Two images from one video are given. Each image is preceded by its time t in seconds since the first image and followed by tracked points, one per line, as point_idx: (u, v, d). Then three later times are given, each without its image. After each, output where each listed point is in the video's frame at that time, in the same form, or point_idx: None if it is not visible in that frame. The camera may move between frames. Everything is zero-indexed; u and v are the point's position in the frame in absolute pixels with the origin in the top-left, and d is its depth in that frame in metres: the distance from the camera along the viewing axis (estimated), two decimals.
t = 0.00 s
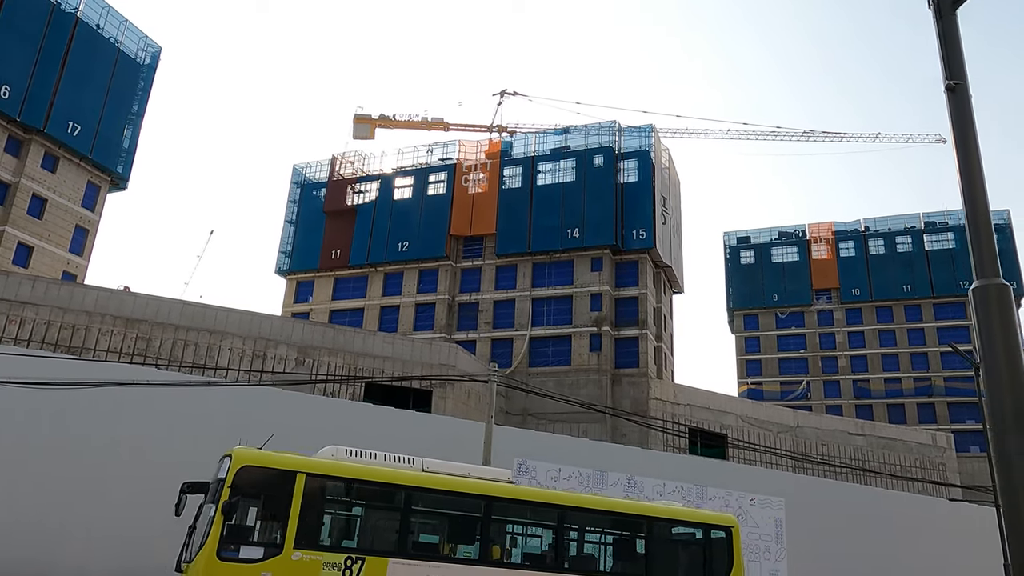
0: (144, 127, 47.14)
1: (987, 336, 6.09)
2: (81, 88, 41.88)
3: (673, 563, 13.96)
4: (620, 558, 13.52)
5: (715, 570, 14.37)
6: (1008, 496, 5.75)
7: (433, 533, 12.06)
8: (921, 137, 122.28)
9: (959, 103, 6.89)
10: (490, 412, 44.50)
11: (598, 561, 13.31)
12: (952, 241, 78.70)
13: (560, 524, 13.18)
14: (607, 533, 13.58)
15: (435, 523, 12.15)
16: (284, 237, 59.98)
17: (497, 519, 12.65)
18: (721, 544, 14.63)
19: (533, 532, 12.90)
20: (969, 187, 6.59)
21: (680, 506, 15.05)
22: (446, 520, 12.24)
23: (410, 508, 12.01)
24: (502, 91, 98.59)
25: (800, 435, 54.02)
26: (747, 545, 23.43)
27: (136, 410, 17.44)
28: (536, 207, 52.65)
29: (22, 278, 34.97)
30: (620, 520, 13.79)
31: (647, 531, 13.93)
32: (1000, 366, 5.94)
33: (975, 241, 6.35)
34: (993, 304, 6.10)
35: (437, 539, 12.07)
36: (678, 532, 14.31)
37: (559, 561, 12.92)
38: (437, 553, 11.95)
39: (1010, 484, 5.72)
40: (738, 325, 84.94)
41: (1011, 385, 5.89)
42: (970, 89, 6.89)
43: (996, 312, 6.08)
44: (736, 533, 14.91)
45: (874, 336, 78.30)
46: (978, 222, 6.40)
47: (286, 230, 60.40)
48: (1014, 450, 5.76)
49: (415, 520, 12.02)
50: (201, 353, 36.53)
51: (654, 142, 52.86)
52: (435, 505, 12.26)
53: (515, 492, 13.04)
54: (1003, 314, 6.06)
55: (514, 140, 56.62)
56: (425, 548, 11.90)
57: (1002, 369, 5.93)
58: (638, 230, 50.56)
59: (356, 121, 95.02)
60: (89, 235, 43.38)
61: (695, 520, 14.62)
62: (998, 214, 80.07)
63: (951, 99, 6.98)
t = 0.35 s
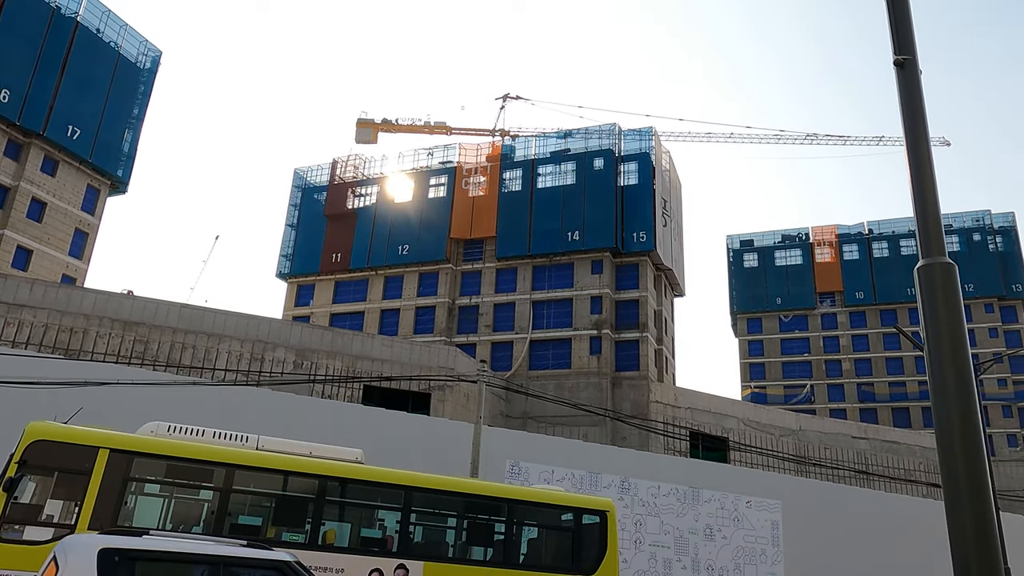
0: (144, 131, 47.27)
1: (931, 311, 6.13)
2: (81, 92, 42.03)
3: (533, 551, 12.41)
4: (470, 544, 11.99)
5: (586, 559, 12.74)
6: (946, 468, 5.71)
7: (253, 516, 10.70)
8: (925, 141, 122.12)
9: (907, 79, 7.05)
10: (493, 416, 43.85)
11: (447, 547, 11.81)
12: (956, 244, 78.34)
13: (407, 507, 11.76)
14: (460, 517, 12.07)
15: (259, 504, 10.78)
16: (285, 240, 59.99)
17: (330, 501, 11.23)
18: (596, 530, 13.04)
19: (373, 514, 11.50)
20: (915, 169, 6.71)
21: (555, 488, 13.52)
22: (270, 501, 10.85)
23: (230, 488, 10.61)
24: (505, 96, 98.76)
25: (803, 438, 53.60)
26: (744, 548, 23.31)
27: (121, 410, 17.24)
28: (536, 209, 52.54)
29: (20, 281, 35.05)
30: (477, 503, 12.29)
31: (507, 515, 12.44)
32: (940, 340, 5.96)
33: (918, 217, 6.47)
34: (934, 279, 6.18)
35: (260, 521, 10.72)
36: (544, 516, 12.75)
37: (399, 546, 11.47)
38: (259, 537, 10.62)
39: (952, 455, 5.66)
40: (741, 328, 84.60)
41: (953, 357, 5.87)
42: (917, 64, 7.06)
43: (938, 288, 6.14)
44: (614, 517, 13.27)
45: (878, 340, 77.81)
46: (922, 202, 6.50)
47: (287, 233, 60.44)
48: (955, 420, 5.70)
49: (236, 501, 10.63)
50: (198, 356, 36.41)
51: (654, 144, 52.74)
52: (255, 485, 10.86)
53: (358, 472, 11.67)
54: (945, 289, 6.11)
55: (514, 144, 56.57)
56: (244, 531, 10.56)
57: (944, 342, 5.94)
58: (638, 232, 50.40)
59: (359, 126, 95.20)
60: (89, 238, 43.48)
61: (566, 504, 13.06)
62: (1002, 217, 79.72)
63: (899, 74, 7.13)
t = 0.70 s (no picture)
0: (143, 137, 47.41)
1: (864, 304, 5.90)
2: (80, 99, 42.18)
3: (370, 540, 11.95)
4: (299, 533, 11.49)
5: (428, 548, 12.27)
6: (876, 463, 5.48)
7: (47, 502, 10.16)
8: (929, 145, 121.80)
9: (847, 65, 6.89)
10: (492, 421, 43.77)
11: (272, 536, 11.27)
12: (961, 248, 77.90)
13: (224, 493, 11.14)
14: (286, 504, 11.51)
15: (51, 489, 10.22)
16: (286, 246, 60.04)
17: (144, 488, 10.67)
18: (444, 516, 12.61)
19: (187, 500, 10.89)
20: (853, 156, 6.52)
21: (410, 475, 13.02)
22: (65, 486, 10.31)
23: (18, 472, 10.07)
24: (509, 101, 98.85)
25: (806, 443, 53.15)
26: (739, 554, 23.08)
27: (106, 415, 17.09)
28: (537, 214, 52.45)
29: (18, 287, 34.88)
30: (307, 489, 11.71)
31: (345, 503, 11.93)
32: (874, 331, 5.73)
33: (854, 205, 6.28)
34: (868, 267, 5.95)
35: (50, 507, 10.15)
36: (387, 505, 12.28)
37: (216, 535, 10.91)
38: (46, 523, 10.04)
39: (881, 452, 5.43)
40: (745, 333, 84.22)
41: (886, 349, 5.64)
42: (857, 48, 6.92)
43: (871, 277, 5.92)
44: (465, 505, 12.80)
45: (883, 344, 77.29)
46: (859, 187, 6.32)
47: (287, 239, 60.50)
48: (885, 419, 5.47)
49: (26, 486, 10.10)
50: (196, 361, 36.75)
51: (654, 149, 52.62)
52: (57, 469, 10.34)
53: (170, 455, 11.02)
54: (879, 280, 5.89)
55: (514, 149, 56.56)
56: (29, 518, 10.00)
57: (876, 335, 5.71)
58: (638, 236, 50.21)
59: (362, 131, 95.32)
60: (88, 244, 43.57)
61: (413, 492, 12.55)
62: (1008, 220, 79.26)
63: (838, 61, 7.00)
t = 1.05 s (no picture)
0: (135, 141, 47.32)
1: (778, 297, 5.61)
2: (71, 102, 42.09)
3: (181, 527, 10.97)
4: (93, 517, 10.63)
5: (241, 532, 11.19)
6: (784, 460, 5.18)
7: None
8: (925, 149, 122.01)
9: (772, 52, 6.67)
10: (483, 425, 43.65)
11: (66, 521, 10.40)
12: (956, 252, 77.88)
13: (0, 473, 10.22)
14: (80, 484, 10.59)
15: None
16: (279, 249, 59.96)
17: None
18: (263, 499, 11.51)
19: None
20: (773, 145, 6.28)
21: (235, 455, 11.99)
22: None
23: None
24: (505, 105, 99.08)
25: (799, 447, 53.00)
26: (724, 557, 22.96)
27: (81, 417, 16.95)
28: (530, 217, 52.42)
29: (7, 289, 34.80)
30: (104, 467, 10.79)
31: (143, 484, 10.94)
32: (789, 323, 5.46)
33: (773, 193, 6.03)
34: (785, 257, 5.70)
35: None
36: (197, 488, 11.26)
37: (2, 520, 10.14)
38: None
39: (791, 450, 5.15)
40: (740, 337, 84.15)
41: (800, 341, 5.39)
42: (781, 33, 6.71)
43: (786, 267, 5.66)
44: (284, 487, 11.66)
45: (878, 348, 77.24)
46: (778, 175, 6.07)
47: (280, 243, 60.41)
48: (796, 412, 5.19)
49: None
50: (185, 364, 36.52)
51: (647, 152, 52.63)
52: None
53: None
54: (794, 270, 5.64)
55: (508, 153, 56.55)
56: None
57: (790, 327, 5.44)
58: (631, 240, 50.18)
59: (357, 135, 95.33)
60: (79, 248, 43.46)
61: (227, 473, 11.45)
62: (1002, 224, 79.36)
63: (763, 46, 6.77)
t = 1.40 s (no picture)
0: (121, 138, 47.01)
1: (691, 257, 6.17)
2: (55, 99, 41.78)
3: None
4: None
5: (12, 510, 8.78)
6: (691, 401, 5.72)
7: None
8: (911, 152, 123.03)
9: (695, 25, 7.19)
10: (468, 424, 43.51)
11: None
12: (945, 254, 78.05)
13: None
14: None
15: None
16: (267, 248, 59.72)
17: None
18: (46, 469, 9.07)
19: None
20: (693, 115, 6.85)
21: (34, 428, 9.73)
22: None
23: None
24: (497, 105, 99.04)
25: (786, 449, 52.99)
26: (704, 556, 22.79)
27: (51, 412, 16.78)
28: (517, 217, 52.35)
29: None
30: None
31: None
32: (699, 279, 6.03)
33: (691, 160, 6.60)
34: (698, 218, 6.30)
35: None
36: None
37: None
38: None
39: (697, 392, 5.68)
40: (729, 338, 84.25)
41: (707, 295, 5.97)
42: (704, 8, 7.23)
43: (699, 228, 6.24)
44: (73, 456, 9.22)
45: (866, 350, 77.46)
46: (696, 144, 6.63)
47: (268, 242, 60.19)
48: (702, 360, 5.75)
49: None
50: (168, 362, 36.10)
51: (635, 153, 52.63)
52: None
53: None
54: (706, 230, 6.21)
55: (496, 152, 56.45)
56: None
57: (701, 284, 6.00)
58: (618, 240, 50.15)
59: (348, 135, 95.17)
60: (62, 245, 43.14)
61: (2, 441, 9.22)
62: (990, 226, 79.72)
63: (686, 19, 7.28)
